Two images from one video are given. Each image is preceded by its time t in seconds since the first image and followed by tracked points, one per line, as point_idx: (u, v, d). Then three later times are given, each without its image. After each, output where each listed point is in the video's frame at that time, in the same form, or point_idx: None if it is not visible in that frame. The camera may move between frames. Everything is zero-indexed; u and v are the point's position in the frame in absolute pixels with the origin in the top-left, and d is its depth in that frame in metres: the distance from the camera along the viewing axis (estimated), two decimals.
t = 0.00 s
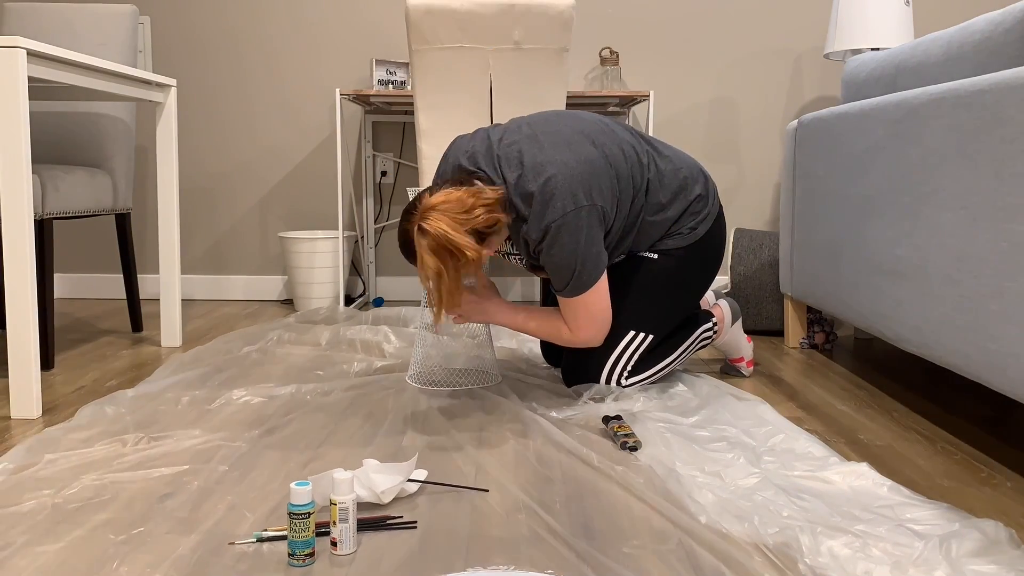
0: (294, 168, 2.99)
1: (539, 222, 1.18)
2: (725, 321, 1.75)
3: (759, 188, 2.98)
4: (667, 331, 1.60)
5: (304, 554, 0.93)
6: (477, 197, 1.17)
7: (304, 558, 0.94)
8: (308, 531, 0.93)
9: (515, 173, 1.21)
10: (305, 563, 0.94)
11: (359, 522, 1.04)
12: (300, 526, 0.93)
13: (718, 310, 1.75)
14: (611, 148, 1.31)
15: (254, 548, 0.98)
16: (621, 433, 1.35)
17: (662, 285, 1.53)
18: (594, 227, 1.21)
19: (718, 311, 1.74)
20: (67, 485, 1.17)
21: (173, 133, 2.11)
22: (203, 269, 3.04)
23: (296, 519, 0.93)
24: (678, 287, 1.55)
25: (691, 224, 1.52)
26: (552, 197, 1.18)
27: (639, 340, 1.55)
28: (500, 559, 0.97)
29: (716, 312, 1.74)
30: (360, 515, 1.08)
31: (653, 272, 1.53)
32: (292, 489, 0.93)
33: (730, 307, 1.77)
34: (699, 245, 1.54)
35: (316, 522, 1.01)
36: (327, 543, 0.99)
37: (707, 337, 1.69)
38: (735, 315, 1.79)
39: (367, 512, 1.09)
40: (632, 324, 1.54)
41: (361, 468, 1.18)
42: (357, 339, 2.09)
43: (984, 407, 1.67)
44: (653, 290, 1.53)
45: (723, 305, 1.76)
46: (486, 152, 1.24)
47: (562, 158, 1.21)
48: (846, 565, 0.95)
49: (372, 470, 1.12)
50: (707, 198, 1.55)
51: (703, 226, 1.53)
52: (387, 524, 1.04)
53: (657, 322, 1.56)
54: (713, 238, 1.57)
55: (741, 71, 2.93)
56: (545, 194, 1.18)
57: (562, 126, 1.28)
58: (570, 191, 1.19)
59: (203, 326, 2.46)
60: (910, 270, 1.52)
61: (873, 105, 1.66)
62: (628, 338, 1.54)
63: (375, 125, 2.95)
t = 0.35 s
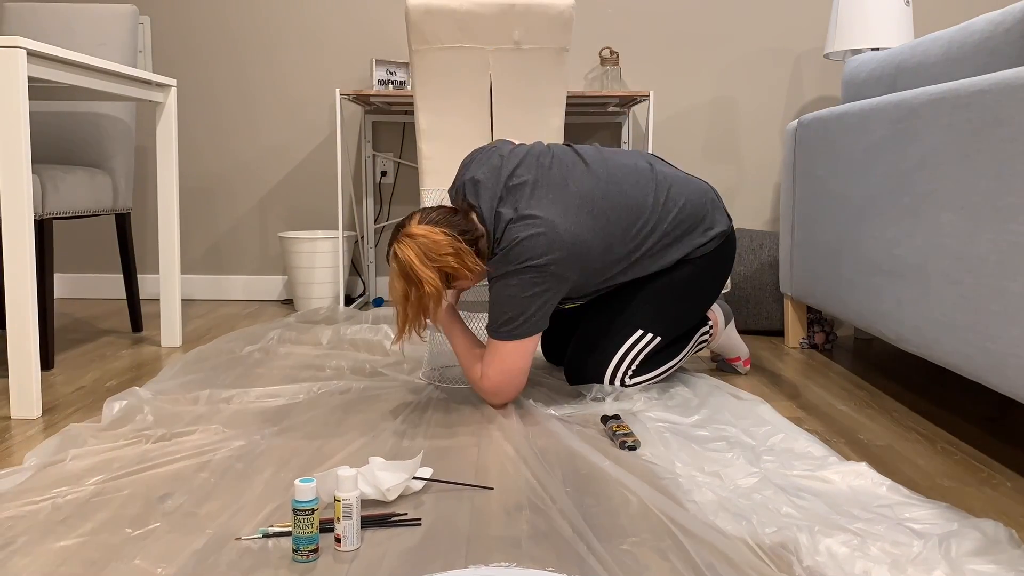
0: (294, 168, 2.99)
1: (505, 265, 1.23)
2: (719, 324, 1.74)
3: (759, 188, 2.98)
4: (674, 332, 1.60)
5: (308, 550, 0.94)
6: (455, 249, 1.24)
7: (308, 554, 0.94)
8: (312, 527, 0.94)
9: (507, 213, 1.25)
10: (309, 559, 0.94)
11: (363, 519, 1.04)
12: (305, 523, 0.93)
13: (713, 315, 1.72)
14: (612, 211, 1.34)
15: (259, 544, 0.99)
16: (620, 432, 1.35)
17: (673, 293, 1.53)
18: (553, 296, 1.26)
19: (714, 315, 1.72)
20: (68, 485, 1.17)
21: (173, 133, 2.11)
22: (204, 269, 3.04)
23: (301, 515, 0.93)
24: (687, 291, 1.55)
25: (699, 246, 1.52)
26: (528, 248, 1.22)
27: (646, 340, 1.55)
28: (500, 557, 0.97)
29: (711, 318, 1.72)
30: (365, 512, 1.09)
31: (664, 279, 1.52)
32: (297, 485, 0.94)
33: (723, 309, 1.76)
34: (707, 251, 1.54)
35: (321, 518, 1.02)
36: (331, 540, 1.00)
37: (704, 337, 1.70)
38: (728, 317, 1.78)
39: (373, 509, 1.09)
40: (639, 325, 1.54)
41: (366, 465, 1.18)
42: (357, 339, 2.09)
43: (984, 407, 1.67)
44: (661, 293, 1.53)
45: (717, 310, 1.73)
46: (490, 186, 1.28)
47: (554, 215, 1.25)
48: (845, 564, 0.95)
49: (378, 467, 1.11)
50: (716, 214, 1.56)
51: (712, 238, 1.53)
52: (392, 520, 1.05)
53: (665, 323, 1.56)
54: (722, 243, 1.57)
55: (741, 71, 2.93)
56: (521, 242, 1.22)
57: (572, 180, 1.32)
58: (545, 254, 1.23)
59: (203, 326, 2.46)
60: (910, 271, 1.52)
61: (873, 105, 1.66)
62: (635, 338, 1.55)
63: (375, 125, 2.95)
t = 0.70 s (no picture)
0: (294, 167, 2.99)
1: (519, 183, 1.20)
2: (719, 323, 1.75)
3: (759, 188, 2.98)
4: (669, 331, 1.62)
5: (309, 550, 0.94)
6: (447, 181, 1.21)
7: (309, 553, 0.94)
8: (313, 526, 0.94)
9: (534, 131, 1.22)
10: (310, 559, 0.94)
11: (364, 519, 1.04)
12: (305, 522, 0.93)
13: (712, 314, 1.75)
14: (625, 148, 1.34)
15: (260, 543, 0.99)
16: (620, 432, 1.35)
17: (666, 287, 1.55)
18: (560, 253, 1.23)
19: (711, 314, 1.75)
20: (68, 485, 1.17)
21: (173, 133, 2.11)
22: (204, 269, 3.04)
23: (302, 514, 0.93)
24: (683, 288, 1.57)
25: (694, 233, 1.55)
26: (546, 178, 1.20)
27: (642, 339, 1.56)
28: (500, 556, 0.97)
29: (710, 315, 1.75)
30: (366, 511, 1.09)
31: (656, 273, 1.54)
32: (298, 484, 0.94)
33: (723, 309, 1.78)
34: (701, 246, 1.57)
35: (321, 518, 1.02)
36: (332, 540, 1.00)
37: (703, 339, 1.70)
38: (729, 318, 1.79)
39: (373, 509, 1.09)
40: (635, 322, 1.55)
41: (367, 464, 1.18)
42: (357, 339, 2.09)
43: (984, 407, 1.66)
44: (659, 287, 1.54)
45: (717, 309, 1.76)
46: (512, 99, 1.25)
47: (573, 132, 1.24)
48: (844, 564, 0.95)
49: (379, 467, 1.11)
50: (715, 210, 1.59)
51: (706, 235, 1.57)
52: (393, 519, 1.05)
53: (660, 321, 1.57)
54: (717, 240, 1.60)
55: (742, 71, 2.93)
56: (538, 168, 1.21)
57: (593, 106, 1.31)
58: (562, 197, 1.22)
59: (202, 326, 2.46)
60: (910, 271, 1.52)
61: (873, 105, 1.66)
62: (632, 337, 1.56)
63: (375, 125, 2.95)
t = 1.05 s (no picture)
0: (294, 168, 2.99)
1: (538, 171, 1.34)
2: (735, 321, 1.75)
3: (759, 188, 2.98)
4: (667, 327, 1.61)
5: (309, 549, 0.94)
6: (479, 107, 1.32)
7: (309, 553, 0.94)
8: (313, 526, 0.94)
9: (580, 138, 1.34)
10: (310, 558, 0.94)
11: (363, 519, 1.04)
12: (305, 522, 0.93)
13: (729, 311, 1.75)
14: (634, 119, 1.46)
15: (260, 543, 0.99)
16: (620, 432, 1.35)
17: (665, 280, 1.56)
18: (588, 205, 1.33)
19: (729, 310, 1.74)
20: (68, 485, 1.17)
21: (173, 133, 2.11)
22: (204, 269, 3.04)
23: (301, 514, 0.93)
24: (678, 281, 1.57)
25: (688, 219, 1.57)
26: (561, 175, 1.32)
27: (637, 333, 1.56)
28: (499, 556, 0.97)
29: (727, 312, 1.74)
30: (366, 511, 1.09)
31: (656, 265, 1.56)
32: (298, 484, 0.94)
33: (743, 308, 1.77)
34: (696, 235, 1.58)
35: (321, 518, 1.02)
36: (332, 540, 1.00)
37: (713, 337, 1.69)
38: (747, 317, 1.79)
39: (373, 509, 1.09)
40: (630, 316, 1.56)
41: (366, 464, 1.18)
42: (357, 339, 2.09)
43: (984, 407, 1.66)
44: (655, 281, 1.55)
45: (736, 306, 1.76)
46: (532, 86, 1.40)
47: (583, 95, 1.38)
48: (844, 564, 0.95)
49: (379, 467, 1.11)
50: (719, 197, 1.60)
51: (701, 221, 1.58)
52: (393, 519, 1.05)
53: (656, 314, 1.57)
54: (711, 229, 1.60)
55: (741, 71, 2.93)
56: (559, 165, 1.32)
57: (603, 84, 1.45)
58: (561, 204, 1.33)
59: (202, 326, 2.46)
60: (910, 271, 1.52)
61: (872, 105, 1.66)
62: (627, 330, 1.56)
63: (375, 125, 2.95)
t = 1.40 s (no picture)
0: (294, 168, 2.99)
1: (508, 161, 1.45)
2: (735, 322, 1.75)
3: (759, 188, 2.98)
4: (665, 327, 1.61)
5: (309, 550, 0.94)
6: (417, 128, 1.49)
7: (309, 553, 0.94)
8: (313, 526, 0.94)
9: (536, 125, 1.45)
10: (310, 559, 0.94)
11: (364, 519, 1.04)
12: (306, 522, 0.93)
13: (727, 310, 1.75)
14: (596, 117, 1.53)
15: (260, 543, 0.99)
16: (620, 432, 1.35)
17: (663, 279, 1.56)
18: (557, 177, 1.41)
19: (729, 310, 1.75)
20: (68, 485, 1.17)
21: (174, 133, 2.11)
22: (204, 268, 3.04)
23: (302, 514, 0.93)
24: (674, 280, 1.57)
25: (677, 213, 1.57)
26: (524, 157, 1.42)
27: (634, 332, 1.56)
28: (500, 556, 0.97)
29: (726, 312, 1.74)
30: (366, 511, 1.09)
31: (654, 265, 1.56)
32: (298, 484, 0.94)
33: (742, 308, 1.77)
34: (691, 232, 1.58)
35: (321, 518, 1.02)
36: (332, 540, 1.00)
37: (713, 338, 1.69)
38: (746, 317, 1.79)
39: (373, 509, 1.09)
40: (626, 316, 1.56)
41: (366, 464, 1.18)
42: (356, 340, 2.09)
43: (984, 407, 1.67)
44: (650, 280, 1.55)
45: (734, 305, 1.77)
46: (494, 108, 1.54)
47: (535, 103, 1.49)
48: (844, 564, 0.95)
49: (379, 467, 1.11)
50: (709, 191, 1.60)
51: (693, 214, 1.58)
52: (393, 520, 1.05)
53: (652, 313, 1.57)
54: (707, 227, 1.59)
55: (742, 71, 2.93)
56: (523, 149, 1.42)
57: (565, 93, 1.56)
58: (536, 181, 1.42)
59: (202, 326, 2.46)
60: (910, 271, 1.52)
61: (872, 105, 1.66)
62: (624, 330, 1.56)
63: (375, 125, 2.95)
